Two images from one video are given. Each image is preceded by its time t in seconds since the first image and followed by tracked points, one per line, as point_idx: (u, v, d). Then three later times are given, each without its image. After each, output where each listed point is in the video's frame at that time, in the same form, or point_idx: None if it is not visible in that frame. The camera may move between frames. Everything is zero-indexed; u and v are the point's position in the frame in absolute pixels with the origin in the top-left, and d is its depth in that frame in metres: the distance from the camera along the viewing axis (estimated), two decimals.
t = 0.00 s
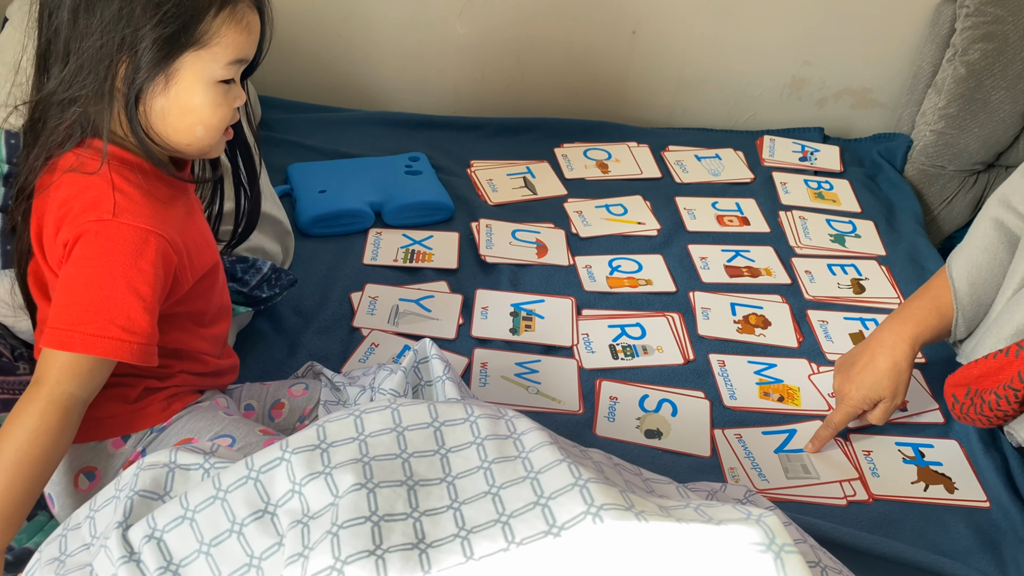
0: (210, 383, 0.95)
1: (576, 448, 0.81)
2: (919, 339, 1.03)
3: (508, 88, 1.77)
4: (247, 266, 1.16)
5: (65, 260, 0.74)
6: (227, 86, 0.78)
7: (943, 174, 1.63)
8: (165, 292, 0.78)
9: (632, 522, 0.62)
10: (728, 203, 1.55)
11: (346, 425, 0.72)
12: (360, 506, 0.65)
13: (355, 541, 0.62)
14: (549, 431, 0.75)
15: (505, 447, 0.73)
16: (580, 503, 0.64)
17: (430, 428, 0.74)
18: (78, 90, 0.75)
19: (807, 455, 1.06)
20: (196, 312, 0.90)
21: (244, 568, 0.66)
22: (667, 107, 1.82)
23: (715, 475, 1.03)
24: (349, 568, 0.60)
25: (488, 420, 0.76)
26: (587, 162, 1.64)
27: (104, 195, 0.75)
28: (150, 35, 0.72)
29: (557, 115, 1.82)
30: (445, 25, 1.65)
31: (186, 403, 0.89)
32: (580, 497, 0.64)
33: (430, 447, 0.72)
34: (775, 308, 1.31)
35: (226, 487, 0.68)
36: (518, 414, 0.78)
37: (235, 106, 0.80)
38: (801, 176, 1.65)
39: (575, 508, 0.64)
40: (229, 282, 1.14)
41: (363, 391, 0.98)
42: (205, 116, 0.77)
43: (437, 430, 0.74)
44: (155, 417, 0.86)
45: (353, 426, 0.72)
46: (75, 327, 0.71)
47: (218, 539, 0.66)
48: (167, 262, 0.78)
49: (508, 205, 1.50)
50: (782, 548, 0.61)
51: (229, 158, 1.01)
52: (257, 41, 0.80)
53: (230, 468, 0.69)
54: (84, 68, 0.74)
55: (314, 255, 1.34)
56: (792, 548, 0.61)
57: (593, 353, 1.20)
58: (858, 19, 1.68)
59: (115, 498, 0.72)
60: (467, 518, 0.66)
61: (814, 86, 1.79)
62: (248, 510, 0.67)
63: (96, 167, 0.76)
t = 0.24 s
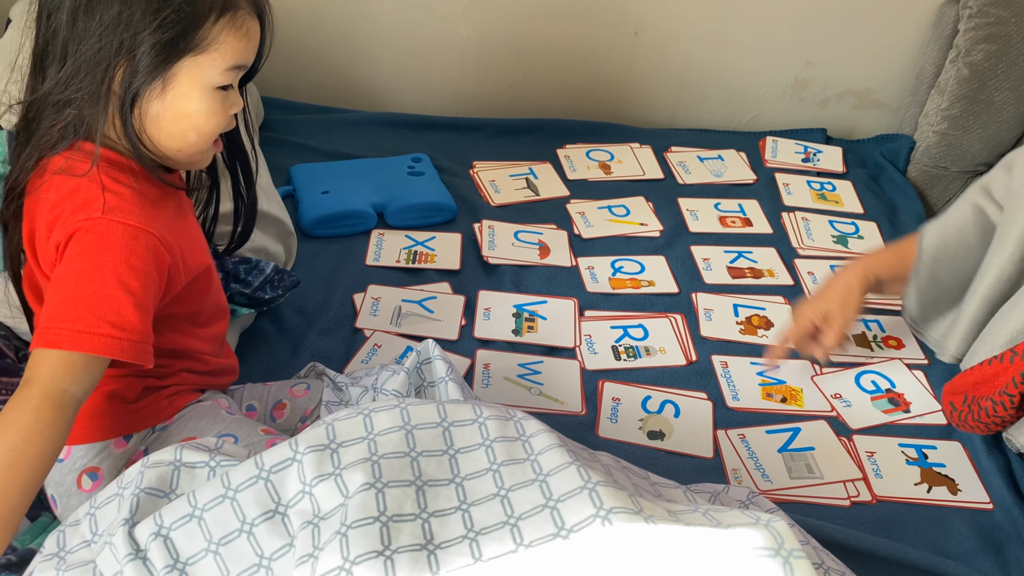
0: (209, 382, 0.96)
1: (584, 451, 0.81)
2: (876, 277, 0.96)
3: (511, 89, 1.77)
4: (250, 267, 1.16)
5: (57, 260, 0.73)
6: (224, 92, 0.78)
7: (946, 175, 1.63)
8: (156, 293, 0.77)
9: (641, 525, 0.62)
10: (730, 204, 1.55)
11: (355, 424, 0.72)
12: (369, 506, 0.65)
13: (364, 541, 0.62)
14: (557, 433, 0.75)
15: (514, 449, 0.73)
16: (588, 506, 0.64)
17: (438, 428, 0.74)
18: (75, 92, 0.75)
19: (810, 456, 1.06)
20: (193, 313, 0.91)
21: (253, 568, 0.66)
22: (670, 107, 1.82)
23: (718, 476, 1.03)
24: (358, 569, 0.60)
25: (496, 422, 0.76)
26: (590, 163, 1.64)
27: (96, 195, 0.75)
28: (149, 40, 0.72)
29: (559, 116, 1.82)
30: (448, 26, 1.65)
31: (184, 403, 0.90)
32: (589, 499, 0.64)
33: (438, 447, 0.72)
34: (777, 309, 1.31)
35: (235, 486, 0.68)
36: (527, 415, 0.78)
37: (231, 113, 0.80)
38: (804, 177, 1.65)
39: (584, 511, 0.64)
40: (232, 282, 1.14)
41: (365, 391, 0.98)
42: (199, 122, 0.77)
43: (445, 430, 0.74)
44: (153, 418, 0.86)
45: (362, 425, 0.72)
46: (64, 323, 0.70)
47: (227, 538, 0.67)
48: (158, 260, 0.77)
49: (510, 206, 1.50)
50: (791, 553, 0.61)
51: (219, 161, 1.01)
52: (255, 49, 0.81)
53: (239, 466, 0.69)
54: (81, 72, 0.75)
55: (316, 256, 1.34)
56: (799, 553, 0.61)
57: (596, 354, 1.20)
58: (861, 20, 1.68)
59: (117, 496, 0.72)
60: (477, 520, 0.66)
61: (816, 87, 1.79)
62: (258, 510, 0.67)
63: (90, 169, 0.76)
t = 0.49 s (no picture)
0: (215, 370, 0.96)
1: (590, 455, 0.81)
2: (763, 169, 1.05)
3: (515, 90, 1.77)
4: (255, 268, 1.17)
5: (69, 284, 0.73)
6: (229, 111, 0.79)
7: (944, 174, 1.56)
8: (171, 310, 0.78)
9: (647, 528, 0.62)
10: (734, 206, 1.55)
11: (364, 424, 0.72)
12: (377, 508, 0.65)
13: (371, 543, 0.62)
14: (565, 436, 0.75)
15: (522, 454, 0.74)
16: (596, 510, 0.64)
17: (446, 429, 0.74)
18: (83, 120, 0.75)
19: (814, 458, 1.06)
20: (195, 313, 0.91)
21: (262, 570, 0.66)
22: (673, 109, 1.82)
23: (722, 478, 1.03)
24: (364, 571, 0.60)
25: (504, 424, 0.76)
26: (593, 165, 1.64)
27: (104, 218, 0.75)
28: (159, 67, 0.72)
29: (563, 118, 1.83)
30: (452, 28, 1.65)
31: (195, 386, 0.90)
32: (596, 503, 0.64)
33: (446, 448, 0.72)
34: (781, 311, 1.31)
35: (244, 487, 0.68)
36: (534, 418, 0.78)
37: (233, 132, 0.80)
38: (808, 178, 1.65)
39: (591, 516, 0.64)
40: (238, 285, 1.14)
41: (369, 391, 0.98)
42: (205, 143, 0.78)
43: (453, 432, 0.74)
44: (164, 400, 0.86)
45: (370, 425, 0.72)
46: (87, 336, 0.69)
47: (236, 540, 0.67)
48: (172, 277, 0.78)
49: (514, 208, 1.50)
50: (797, 557, 0.61)
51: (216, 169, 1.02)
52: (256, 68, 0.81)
53: (247, 468, 0.69)
54: (90, 102, 0.74)
55: (320, 257, 1.34)
56: (805, 557, 0.61)
57: (599, 356, 1.20)
58: (865, 21, 1.68)
59: (119, 492, 0.72)
60: (484, 523, 0.67)
61: (821, 88, 1.79)
62: (268, 512, 0.67)
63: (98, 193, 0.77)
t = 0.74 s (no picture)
0: (218, 369, 0.97)
1: (592, 454, 0.81)
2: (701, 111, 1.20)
3: (517, 91, 1.77)
4: (257, 269, 1.17)
5: (90, 278, 0.73)
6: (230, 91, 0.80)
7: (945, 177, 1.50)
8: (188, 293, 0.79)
9: (648, 527, 0.62)
10: (737, 206, 1.55)
11: (366, 424, 0.72)
12: (379, 507, 0.65)
13: (373, 541, 0.62)
14: (567, 436, 0.75)
15: (523, 453, 0.74)
16: (597, 509, 0.64)
17: (449, 428, 0.74)
18: (97, 107, 0.74)
19: (816, 459, 1.06)
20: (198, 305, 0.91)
21: (264, 567, 0.66)
22: (676, 109, 1.82)
23: (724, 479, 1.03)
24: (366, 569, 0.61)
25: (506, 424, 0.76)
26: (596, 165, 1.64)
27: (119, 210, 0.76)
28: (174, 50, 0.72)
29: (565, 118, 1.83)
30: (455, 28, 1.65)
31: (199, 384, 0.90)
32: (597, 502, 0.64)
33: (448, 448, 0.73)
34: (784, 311, 1.31)
35: (247, 485, 0.68)
36: (536, 417, 0.78)
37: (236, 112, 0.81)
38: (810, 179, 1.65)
39: (592, 514, 0.64)
40: (240, 285, 1.14)
41: (371, 390, 0.98)
42: (215, 124, 0.78)
43: (455, 431, 0.74)
44: (171, 396, 0.86)
45: (373, 424, 0.72)
46: (115, 329, 0.71)
47: (239, 537, 0.67)
48: (190, 266, 0.79)
49: (516, 208, 1.50)
50: (798, 557, 0.61)
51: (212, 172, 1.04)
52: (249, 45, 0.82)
53: (251, 465, 0.69)
54: (105, 87, 0.73)
55: (323, 257, 1.35)
56: (807, 557, 0.61)
57: (601, 357, 1.20)
58: (868, 21, 1.69)
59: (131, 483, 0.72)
60: (485, 521, 0.67)
61: (823, 89, 1.79)
62: (270, 509, 0.68)
63: (112, 184, 0.77)
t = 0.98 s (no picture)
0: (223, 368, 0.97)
1: (593, 454, 0.81)
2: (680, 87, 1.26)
3: (521, 93, 1.77)
4: (263, 270, 1.17)
5: (98, 269, 0.74)
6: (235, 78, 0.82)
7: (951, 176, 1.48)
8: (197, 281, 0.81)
9: (647, 528, 0.62)
10: (741, 208, 1.55)
11: (364, 428, 0.72)
12: (377, 510, 0.65)
13: (373, 544, 0.63)
14: (568, 437, 0.76)
15: (522, 455, 0.74)
16: (596, 510, 0.64)
17: (447, 432, 0.74)
18: (116, 101, 0.74)
19: (820, 461, 1.06)
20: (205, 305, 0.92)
21: (263, 570, 0.67)
22: (680, 111, 1.82)
23: (727, 480, 1.03)
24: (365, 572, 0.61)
25: (505, 425, 0.76)
26: (600, 167, 1.65)
27: (129, 204, 0.77)
28: (191, 40, 0.74)
29: (570, 120, 1.83)
30: (459, 30, 1.66)
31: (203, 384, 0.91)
32: (596, 503, 0.65)
33: (446, 452, 0.73)
34: (788, 313, 1.31)
35: (244, 489, 0.68)
36: (534, 418, 0.79)
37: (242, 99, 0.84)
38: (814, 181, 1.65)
39: (592, 515, 0.64)
40: (246, 286, 1.15)
41: (376, 392, 0.99)
42: (227, 110, 0.81)
43: (453, 434, 0.74)
44: (174, 398, 0.87)
45: (370, 429, 0.73)
46: (109, 321, 0.71)
47: (237, 541, 0.67)
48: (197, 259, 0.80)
49: (520, 210, 1.51)
50: (798, 557, 0.61)
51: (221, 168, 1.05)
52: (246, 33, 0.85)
53: (248, 469, 0.70)
54: (122, 81, 0.74)
55: (328, 258, 1.35)
56: (806, 557, 0.61)
57: (606, 358, 1.20)
58: (873, 23, 1.69)
59: (131, 492, 0.72)
60: (483, 524, 0.67)
61: (828, 91, 1.79)
62: (267, 513, 0.68)
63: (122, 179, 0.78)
